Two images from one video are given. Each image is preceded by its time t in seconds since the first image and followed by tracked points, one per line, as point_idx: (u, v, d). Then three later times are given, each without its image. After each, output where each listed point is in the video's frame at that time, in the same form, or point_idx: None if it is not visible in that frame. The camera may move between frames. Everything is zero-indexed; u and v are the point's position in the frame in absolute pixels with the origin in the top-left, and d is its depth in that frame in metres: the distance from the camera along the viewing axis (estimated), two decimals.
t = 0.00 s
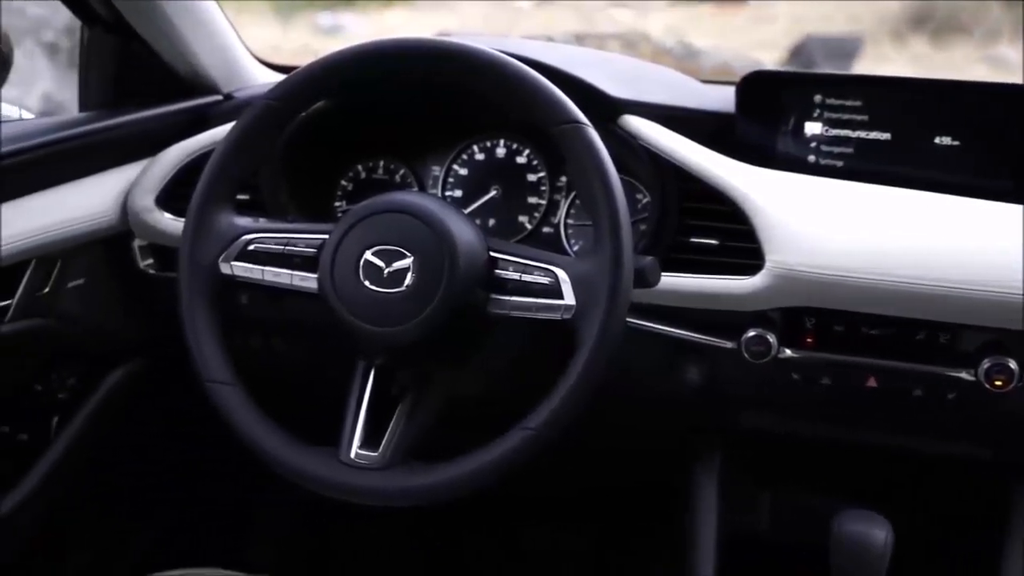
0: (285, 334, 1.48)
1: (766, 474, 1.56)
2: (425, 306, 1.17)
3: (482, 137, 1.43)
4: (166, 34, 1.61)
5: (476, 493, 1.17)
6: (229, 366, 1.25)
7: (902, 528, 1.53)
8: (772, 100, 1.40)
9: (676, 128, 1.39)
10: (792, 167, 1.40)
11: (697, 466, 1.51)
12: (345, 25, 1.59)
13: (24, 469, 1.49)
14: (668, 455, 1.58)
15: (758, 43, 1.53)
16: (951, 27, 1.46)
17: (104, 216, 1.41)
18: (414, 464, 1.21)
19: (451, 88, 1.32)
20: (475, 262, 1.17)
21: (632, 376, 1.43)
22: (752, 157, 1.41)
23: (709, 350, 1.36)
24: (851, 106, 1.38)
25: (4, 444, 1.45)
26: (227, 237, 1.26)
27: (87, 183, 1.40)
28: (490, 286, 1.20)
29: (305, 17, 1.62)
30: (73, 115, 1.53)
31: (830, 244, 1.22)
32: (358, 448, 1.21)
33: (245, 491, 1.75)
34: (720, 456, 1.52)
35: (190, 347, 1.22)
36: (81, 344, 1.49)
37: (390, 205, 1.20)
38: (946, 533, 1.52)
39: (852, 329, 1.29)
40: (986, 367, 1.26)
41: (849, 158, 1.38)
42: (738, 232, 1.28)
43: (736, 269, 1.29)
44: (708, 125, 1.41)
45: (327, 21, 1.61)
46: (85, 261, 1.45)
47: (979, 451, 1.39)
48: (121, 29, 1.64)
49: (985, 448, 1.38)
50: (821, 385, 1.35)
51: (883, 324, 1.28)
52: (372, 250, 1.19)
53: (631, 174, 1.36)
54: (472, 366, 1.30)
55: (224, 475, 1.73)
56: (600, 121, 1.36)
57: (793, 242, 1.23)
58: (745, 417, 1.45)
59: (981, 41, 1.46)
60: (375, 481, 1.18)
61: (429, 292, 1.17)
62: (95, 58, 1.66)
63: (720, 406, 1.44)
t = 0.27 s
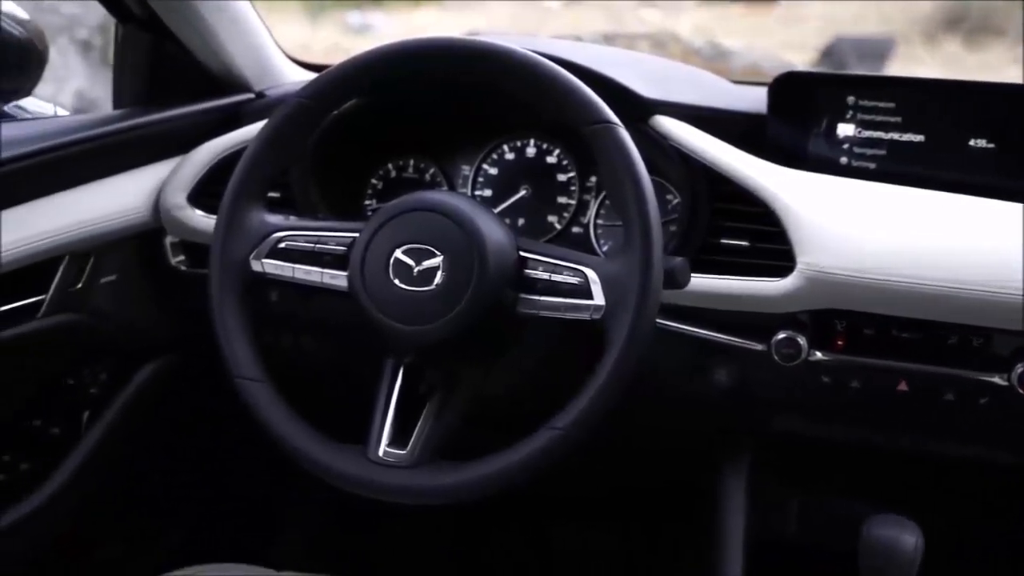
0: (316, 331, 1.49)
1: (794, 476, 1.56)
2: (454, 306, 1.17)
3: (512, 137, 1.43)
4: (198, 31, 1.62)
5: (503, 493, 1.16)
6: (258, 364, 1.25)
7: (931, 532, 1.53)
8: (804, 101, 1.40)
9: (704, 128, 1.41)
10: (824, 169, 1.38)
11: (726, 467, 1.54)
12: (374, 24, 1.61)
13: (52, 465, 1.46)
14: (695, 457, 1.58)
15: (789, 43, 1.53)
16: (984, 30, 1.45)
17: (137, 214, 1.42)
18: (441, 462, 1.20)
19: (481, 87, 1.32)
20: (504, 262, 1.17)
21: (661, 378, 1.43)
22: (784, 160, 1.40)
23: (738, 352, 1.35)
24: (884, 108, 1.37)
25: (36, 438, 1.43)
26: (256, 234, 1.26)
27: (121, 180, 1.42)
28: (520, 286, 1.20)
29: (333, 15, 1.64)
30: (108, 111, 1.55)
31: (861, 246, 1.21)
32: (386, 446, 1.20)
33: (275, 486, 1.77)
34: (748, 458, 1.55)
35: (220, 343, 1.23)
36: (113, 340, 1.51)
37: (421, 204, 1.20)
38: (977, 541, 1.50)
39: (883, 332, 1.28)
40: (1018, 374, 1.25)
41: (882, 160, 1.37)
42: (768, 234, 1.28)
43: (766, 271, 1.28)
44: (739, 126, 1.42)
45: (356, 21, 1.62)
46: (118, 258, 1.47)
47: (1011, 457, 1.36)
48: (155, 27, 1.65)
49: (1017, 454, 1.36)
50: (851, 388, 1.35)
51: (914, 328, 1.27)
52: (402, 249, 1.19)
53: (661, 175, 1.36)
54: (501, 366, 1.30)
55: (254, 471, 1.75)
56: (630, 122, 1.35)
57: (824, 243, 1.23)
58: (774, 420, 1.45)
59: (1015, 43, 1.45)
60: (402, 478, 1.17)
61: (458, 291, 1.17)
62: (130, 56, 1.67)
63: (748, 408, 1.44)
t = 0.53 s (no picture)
0: (343, 329, 1.50)
1: (821, 479, 1.56)
2: (481, 305, 1.17)
3: (542, 136, 1.43)
4: (229, 29, 1.62)
5: (530, 493, 1.15)
6: (286, 361, 1.25)
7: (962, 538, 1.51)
8: (834, 103, 1.40)
9: (732, 128, 1.40)
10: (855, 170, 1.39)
11: (754, 471, 1.54)
12: (403, 22, 1.63)
13: (83, 460, 1.47)
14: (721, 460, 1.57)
15: (820, 44, 1.52)
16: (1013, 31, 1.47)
17: (170, 210, 1.44)
18: (466, 462, 1.20)
19: (511, 87, 1.32)
20: (532, 262, 1.17)
21: (688, 380, 1.42)
22: (814, 162, 1.41)
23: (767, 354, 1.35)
24: (916, 109, 1.36)
25: (68, 434, 1.44)
26: (286, 232, 1.27)
27: (154, 178, 1.44)
28: (548, 286, 1.20)
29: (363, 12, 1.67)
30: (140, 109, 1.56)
31: (891, 248, 1.20)
32: (413, 445, 1.20)
33: (302, 483, 1.79)
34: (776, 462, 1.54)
35: (249, 340, 1.23)
36: (144, 336, 1.52)
37: (450, 203, 1.20)
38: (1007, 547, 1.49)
39: (913, 335, 1.28)
40: None
41: (914, 162, 1.36)
42: (797, 236, 1.27)
43: (796, 273, 1.27)
44: (768, 128, 1.42)
45: (385, 19, 1.65)
46: (151, 254, 1.49)
47: None
48: (187, 26, 1.66)
49: None
50: (880, 393, 1.35)
51: (945, 331, 1.26)
52: (431, 248, 1.19)
53: (691, 176, 1.36)
54: (529, 367, 1.30)
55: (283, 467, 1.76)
56: (660, 122, 1.35)
57: (854, 245, 1.22)
58: (803, 423, 1.44)
59: None
60: (429, 478, 1.17)
61: (486, 290, 1.17)
62: (162, 55, 1.69)
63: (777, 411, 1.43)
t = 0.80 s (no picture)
0: (370, 328, 1.51)
1: (848, 482, 1.56)
2: (508, 305, 1.17)
3: (570, 136, 1.43)
4: (259, 29, 1.63)
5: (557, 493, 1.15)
6: (313, 358, 1.25)
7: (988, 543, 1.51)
8: (865, 104, 1.38)
9: (761, 128, 1.39)
10: (884, 171, 1.36)
11: (781, 474, 1.53)
12: (431, 22, 1.63)
13: (112, 455, 1.48)
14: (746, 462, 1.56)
15: (850, 44, 1.50)
16: None
17: (199, 208, 1.46)
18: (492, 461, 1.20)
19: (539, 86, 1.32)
20: (559, 262, 1.17)
21: (715, 382, 1.42)
22: (843, 163, 1.39)
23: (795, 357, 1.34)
24: (948, 111, 1.35)
25: (97, 429, 1.45)
26: (315, 230, 1.27)
27: (184, 176, 1.45)
28: (575, 286, 1.20)
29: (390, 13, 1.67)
30: (170, 107, 1.56)
31: (922, 251, 1.20)
32: (439, 444, 1.20)
33: (329, 481, 1.79)
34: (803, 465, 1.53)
35: (277, 337, 1.24)
36: (173, 332, 1.53)
37: (477, 203, 1.20)
38: None
39: (943, 338, 1.27)
40: None
41: (945, 164, 1.35)
42: (826, 238, 1.26)
43: (826, 275, 1.27)
44: (797, 127, 1.40)
45: (413, 18, 1.65)
46: (178, 251, 1.50)
47: None
48: (218, 25, 1.67)
49: None
50: (910, 396, 1.34)
51: (975, 335, 1.26)
52: (458, 247, 1.19)
53: (721, 177, 1.36)
54: (555, 367, 1.30)
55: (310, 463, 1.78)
56: (688, 122, 1.35)
57: (885, 248, 1.21)
58: (832, 426, 1.43)
59: None
60: (456, 476, 1.17)
61: (513, 290, 1.17)
62: (193, 54, 1.70)
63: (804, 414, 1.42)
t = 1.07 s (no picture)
0: (396, 327, 1.51)
1: (874, 485, 1.55)
2: (534, 304, 1.17)
3: (596, 136, 1.42)
4: (288, 27, 1.64)
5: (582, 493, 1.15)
6: (339, 356, 1.26)
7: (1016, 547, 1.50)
8: (895, 106, 1.38)
9: (789, 129, 1.38)
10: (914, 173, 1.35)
11: (807, 476, 1.52)
12: (457, 22, 1.62)
13: (139, 451, 1.49)
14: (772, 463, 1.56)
15: (879, 45, 1.50)
16: None
17: (227, 206, 1.47)
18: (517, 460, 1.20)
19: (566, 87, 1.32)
20: (586, 262, 1.17)
21: (742, 383, 1.42)
22: (872, 163, 1.38)
23: (822, 359, 1.34)
24: (979, 113, 1.34)
25: (124, 424, 1.46)
26: (342, 228, 1.28)
27: (212, 174, 1.45)
28: (601, 286, 1.19)
29: (416, 13, 1.67)
30: (199, 105, 1.57)
31: (952, 253, 1.19)
32: (464, 442, 1.21)
33: (353, 478, 1.80)
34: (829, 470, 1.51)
35: (304, 335, 1.24)
36: (200, 329, 1.54)
37: (503, 202, 1.20)
38: None
39: (972, 341, 1.27)
40: None
41: (975, 167, 1.34)
42: (855, 240, 1.26)
43: (854, 277, 1.26)
44: (825, 127, 1.39)
45: (439, 18, 1.64)
46: (207, 249, 1.51)
47: None
48: (247, 24, 1.68)
49: None
50: (937, 399, 1.33)
51: (1004, 338, 1.25)
52: (484, 246, 1.19)
53: (749, 178, 1.35)
54: (581, 366, 1.30)
55: (336, 460, 1.79)
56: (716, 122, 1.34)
57: (914, 250, 1.20)
58: (859, 429, 1.42)
59: None
60: (481, 475, 1.17)
61: (539, 289, 1.17)
62: (222, 53, 1.70)
63: (830, 416, 1.42)
